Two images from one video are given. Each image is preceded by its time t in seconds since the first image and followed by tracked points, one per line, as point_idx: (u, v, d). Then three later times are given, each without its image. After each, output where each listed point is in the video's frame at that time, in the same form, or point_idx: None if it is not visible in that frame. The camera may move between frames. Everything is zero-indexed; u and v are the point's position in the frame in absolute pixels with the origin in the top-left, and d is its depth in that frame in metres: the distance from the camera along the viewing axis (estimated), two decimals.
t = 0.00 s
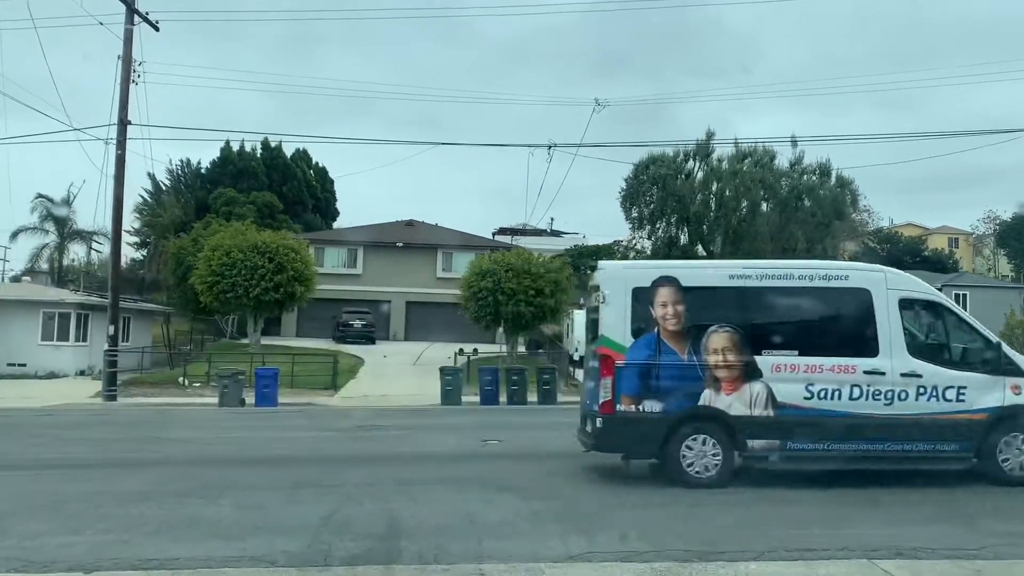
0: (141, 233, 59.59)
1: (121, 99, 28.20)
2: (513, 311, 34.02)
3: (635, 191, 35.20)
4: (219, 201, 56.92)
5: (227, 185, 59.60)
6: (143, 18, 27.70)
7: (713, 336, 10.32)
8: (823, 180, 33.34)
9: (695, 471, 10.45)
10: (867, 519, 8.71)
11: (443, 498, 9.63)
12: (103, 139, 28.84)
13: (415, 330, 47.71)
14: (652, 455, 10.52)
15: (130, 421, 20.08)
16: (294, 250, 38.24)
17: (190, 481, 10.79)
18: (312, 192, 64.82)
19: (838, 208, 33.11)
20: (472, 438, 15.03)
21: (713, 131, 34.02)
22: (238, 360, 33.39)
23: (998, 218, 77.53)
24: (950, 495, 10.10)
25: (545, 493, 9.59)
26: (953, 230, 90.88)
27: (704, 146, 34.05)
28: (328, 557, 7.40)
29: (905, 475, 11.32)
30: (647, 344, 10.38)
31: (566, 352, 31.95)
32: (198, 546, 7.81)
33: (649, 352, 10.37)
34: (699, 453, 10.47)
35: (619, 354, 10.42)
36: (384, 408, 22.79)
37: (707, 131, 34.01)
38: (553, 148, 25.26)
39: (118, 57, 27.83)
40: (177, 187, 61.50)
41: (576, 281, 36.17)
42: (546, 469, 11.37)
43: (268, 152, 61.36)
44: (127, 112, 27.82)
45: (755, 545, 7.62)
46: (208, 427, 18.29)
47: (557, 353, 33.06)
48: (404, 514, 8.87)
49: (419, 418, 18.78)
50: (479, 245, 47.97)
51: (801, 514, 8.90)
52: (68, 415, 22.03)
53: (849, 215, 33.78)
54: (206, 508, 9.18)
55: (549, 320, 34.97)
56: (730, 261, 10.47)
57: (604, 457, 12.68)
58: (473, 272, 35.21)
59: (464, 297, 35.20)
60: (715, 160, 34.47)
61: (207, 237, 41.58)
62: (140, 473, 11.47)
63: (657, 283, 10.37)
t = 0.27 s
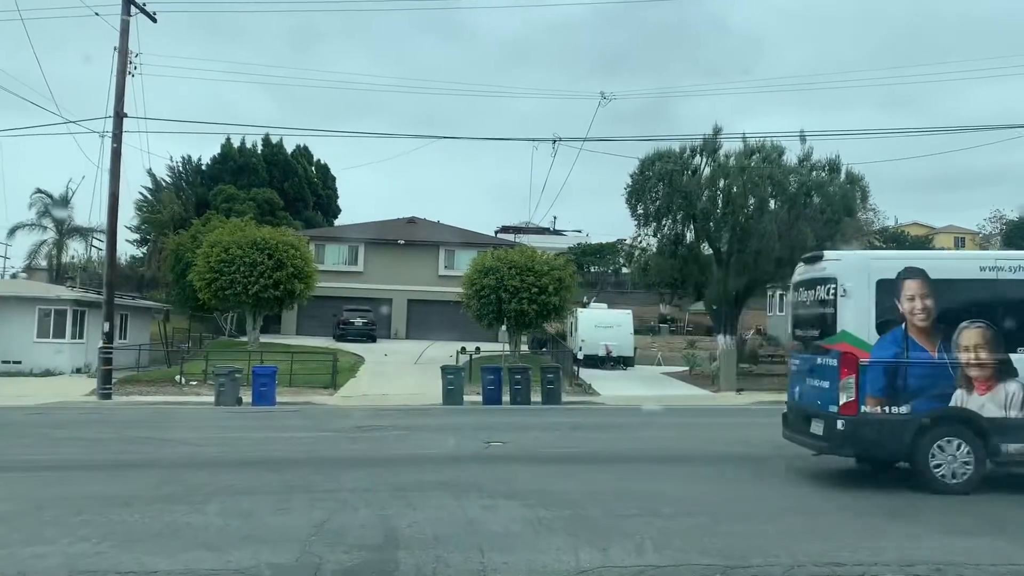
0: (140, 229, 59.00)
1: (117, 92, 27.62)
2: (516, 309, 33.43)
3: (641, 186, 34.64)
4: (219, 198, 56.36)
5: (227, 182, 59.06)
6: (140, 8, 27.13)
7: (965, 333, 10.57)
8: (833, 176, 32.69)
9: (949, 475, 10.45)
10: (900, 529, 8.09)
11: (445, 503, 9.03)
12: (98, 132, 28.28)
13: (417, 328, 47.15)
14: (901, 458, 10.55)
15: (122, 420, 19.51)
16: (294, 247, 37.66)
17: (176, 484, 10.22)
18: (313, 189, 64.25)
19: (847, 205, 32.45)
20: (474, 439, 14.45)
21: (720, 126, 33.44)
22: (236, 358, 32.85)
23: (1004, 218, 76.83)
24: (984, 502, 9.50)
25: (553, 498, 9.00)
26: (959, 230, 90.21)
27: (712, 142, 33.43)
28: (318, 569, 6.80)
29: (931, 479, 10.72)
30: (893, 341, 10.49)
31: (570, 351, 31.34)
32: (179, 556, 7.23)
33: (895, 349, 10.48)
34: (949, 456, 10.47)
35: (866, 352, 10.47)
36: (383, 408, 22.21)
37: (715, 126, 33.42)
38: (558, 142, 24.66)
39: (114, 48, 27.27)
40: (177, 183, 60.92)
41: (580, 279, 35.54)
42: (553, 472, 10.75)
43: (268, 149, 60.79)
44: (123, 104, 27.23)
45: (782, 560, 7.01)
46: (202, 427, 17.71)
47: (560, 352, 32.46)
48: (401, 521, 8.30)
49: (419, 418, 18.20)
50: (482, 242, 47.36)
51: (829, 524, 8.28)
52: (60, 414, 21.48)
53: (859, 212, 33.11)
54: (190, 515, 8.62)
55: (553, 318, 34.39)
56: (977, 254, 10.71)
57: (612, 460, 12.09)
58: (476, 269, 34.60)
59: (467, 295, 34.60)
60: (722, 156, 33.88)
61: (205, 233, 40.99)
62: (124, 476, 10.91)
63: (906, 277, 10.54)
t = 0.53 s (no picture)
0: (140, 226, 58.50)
1: (114, 85, 27.12)
2: (519, 307, 32.92)
3: (646, 183, 34.06)
4: (220, 195, 55.90)
5: (228, 179, 58.62)
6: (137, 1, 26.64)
7: None
8: (842, 173, 32.11)
9: None
10: (933, 541, 7.59)
11: (447, 510, 8.55)
12: (95, 126, 27.80)
13: (419, 326, 46.67)
14: None
15: (116, 419, 19.03)
16: (295, 244, 37.17)
17: (165, 488, 9.73)
18: (314, 187, 63.73)
19: (857, 202, 31.91)
20: (478, 441, 13.97)
21: (728, 122, 32.87)
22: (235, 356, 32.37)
23: (1012, 217, 76.17)
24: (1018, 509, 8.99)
25: (561, 506, 8.51)
26: (966, 229, 89.58)
27: (719, 138, 32.88)
28: None
29: (960, 483, 10.18)
30: None
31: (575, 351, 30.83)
32: (163, 568, 6.76)
33: None
34: None
35: None
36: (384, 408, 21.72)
37: (722, 122, 32.86)
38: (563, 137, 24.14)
39: (111, 41, 26.79)
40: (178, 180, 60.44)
41: (585, 277, 35.02)
42: (561, 476, 10.26)
43: (269, 146, 60.31)
44: (120, 97, 26.74)
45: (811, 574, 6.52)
46: (198, 427, 17.22)
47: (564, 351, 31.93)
48: (401, 530, 7.80)
49: (420, 418, 17.70)
50: (484, 240, 46.85)
51: (857, 533, 7.78)
52: (53, 413, 20.99)
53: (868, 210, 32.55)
54: (178, 522, 8.13)
55: (557, 316, 33.88)
56: None
57: (622, 463, 11.58)
58: (479, 267, 34.09)
59: (470, 293, 34.09)
60: (729, 153, 33.33)
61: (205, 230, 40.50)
62: (112, 479, 10.42)
63: None
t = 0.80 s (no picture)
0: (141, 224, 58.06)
1: (112, 78, 26.66)
2: (522, 305, 32.46)
3: (651, 180, 33.52)
4: (220, 192, 55.50)
5: (229, 176, 58.22)
6: None
7: None
8: (850, 170, 31.56)
9: None
10: (965, 551, 7.16)
11: (449, 515, 8.12)
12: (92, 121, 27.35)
13: (420, 325, 46.23)
14: None
15: (110, 418, 18.60)
16: (296, 241, 36.73)
17: (155, 492, 9.30)
18: (316, 184, 63.28)
19: (865, 199, 31.39)
20: (481, 442, 13.54)
21: (734, 118, 32.32)
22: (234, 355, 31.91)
23: (1018, 216, 75.56)
24: None
25: (570, 512, 8.08)
26: (971, 228, 89.08)
27: (725, 134, 32.36)
28: None
29: (986, 488, 9.74)
30: None
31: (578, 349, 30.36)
32: None
33: None
34: None
35: None
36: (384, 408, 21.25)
37: (729, 118, 32.31)
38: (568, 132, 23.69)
39: (108, 33, 26.31)
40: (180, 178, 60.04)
41: (589, 275, 34.55)
42: (569, 479, 9.83)
43: (270, 143, 59.88)
44: (118, 90, 26.28)
45: None
46: (192, 426, 16.75)
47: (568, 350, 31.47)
48: (400, 539, 7.34)
49: (421, 418, 17.23)
50: (486, 238, 46.38)
51: (883, 542, 7.34)
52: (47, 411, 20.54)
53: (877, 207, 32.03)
54: (164, 529, 7.67)
55: (561, 315, 33.42)
56: None
57: (632, 466, 11.11)
58: (481, 265, 33.61)
59: (472, 291, 33.63)
60: (736, 149, 32.80)
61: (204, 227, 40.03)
62: (98, 482, 9.94)
63: None
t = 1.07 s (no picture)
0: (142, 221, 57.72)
1: (110, 72, 26.29)
2: (526, 303, 32.07)
3: (656, 177, 33.11)
4: (221, 189, 55.19)
5: (231, 173, 57.86)
6: None
7: None
8: (858, 166, 31.15)
9: None
10: (997, 559, 6.78)
11: (453, 521, 7.74)
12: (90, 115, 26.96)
13: (423, 322, 45.87)
14: None
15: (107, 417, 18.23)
16: (297, 238, 36.36)
17: (147, 495, 8.93)
18: (318, 181, 62.94)
19: (874, 195, 30.96)
20: (485, 442, 13.16)
21: (741, 113, 31.92)
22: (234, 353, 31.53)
23: None
24: None
25: (580, 518, 7.69)
26: (978, 226, 88.53)
27: (732, 130, 31.96)
28: None
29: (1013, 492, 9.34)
30: None
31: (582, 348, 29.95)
32: None
33: None
34: None
35: None
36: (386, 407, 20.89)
37: (735, 113, 31.91)
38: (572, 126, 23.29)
39: (107, 26, 25.94)
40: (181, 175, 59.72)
41: (593, 273, 34.13)
42: (577, 482, 9.43)
43: (272, 139, 59.51)
44: (116, 84, 25.91)
45: None
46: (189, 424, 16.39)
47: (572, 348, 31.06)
48: (400, 546, 6.97)
49: (423, 417, 16.86)
50: (489, 235, 46.00)
51: (910, 551, 6.95)
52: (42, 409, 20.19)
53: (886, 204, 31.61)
54: (152, 535, 7.30)
55: (565, 313, 33.02)
56: None
57: (641, 468, 10.73)
58: (485, 262, 33.21)
59: (475, 288, 33.23)
60: (742, 145, 32.40)
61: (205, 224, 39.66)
62: (88, 485, 9.58)
63: None
